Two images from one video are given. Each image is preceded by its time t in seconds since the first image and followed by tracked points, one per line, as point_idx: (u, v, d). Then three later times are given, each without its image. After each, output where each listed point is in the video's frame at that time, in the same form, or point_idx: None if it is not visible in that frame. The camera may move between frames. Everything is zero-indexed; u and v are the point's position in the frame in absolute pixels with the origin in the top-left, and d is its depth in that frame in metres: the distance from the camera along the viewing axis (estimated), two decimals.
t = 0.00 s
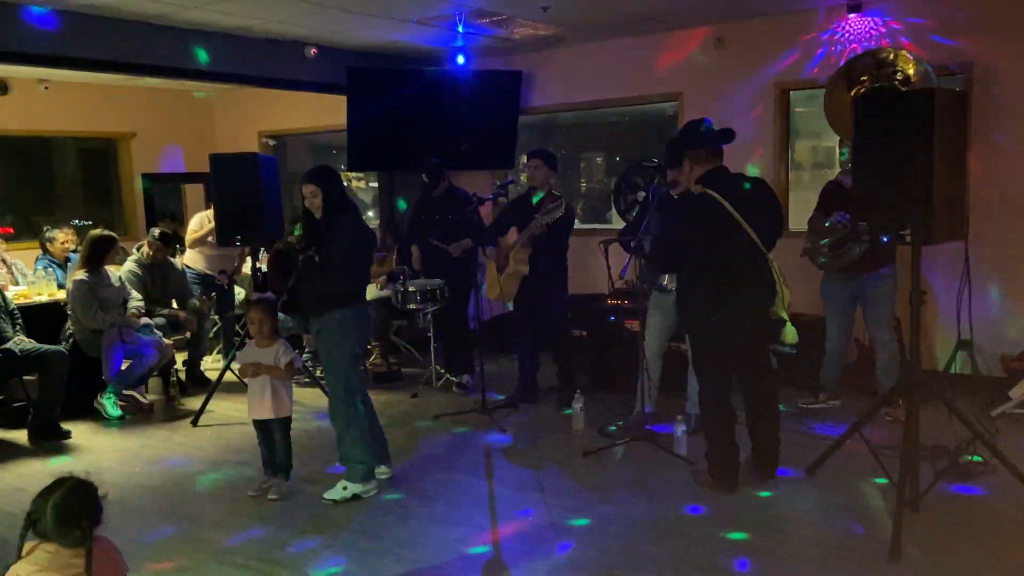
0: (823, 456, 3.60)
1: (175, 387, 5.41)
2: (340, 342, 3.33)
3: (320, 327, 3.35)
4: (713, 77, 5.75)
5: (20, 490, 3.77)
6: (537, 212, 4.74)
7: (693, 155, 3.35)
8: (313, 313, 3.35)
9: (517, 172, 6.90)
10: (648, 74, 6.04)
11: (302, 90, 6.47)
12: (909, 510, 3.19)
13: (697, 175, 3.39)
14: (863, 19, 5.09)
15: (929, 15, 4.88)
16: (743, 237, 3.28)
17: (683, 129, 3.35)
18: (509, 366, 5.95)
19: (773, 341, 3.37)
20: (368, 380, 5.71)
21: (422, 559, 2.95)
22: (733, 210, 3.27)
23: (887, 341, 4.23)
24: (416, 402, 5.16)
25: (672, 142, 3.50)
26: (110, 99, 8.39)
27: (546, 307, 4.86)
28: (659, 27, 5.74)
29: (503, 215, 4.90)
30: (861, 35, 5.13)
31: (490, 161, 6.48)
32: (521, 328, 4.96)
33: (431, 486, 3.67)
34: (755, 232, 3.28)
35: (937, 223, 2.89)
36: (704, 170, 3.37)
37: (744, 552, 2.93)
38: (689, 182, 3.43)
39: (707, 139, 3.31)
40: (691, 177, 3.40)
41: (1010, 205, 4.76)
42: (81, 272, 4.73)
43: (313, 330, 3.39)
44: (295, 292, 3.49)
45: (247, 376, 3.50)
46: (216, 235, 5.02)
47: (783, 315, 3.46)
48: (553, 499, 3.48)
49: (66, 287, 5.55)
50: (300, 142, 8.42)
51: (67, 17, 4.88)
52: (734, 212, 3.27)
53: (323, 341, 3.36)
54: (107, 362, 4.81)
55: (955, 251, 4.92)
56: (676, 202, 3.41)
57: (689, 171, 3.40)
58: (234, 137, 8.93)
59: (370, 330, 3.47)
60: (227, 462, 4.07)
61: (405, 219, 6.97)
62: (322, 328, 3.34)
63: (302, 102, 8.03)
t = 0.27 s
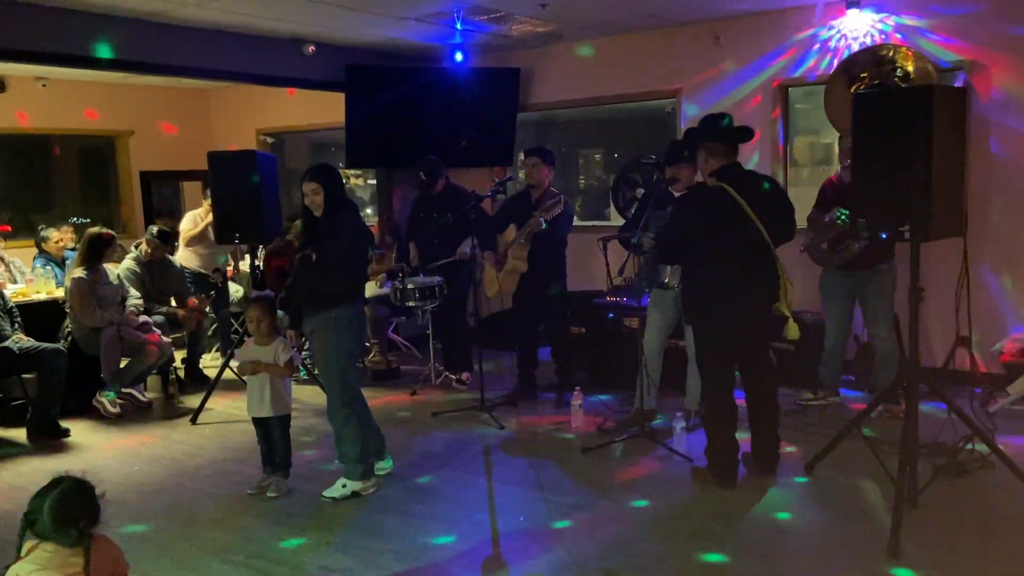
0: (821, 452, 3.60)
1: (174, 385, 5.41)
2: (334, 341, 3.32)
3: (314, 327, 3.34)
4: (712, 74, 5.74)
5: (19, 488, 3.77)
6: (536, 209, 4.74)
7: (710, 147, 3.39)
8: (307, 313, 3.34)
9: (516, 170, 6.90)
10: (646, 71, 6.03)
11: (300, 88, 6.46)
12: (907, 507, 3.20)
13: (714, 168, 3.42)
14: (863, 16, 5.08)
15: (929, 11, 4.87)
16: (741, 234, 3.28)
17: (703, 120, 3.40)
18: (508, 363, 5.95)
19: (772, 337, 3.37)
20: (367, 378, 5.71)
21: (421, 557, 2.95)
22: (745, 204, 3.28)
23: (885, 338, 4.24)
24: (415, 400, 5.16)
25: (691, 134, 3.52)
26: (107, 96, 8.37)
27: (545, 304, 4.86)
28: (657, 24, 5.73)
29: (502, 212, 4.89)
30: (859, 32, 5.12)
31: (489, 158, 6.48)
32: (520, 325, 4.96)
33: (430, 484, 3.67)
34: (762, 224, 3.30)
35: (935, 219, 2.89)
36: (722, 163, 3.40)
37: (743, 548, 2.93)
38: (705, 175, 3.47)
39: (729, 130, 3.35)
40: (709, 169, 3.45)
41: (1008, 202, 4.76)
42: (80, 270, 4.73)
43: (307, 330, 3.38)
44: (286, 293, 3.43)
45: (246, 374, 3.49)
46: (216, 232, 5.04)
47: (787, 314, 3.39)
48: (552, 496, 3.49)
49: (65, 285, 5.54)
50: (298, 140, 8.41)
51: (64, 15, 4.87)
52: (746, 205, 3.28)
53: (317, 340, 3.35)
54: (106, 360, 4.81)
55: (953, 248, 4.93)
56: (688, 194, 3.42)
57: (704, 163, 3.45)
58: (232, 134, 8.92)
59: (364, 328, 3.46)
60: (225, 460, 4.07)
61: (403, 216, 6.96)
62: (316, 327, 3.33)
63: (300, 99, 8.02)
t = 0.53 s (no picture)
0: (813, 447, 3.61)
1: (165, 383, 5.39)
2: (325, 338, 3.32)
3: (306, 324, 3.33)
4: (704, 70, 5.74)
5: (10, 487, 3.75)
6: (528, 206, 4.73)
7: (721, 139, 3.37)
8: (299, 310, 3.32)
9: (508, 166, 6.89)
10: (639, 67, 6.03)
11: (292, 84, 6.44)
12: (898, 501, 3.21)
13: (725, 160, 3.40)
14: (855, 12, 5.09)
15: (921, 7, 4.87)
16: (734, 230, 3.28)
17: (716, 112, 3.37)
18: (501, 359, 5.95)
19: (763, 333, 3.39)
20: (360, 375, 5.70)
21: (415, 554, 2.95)
22: (752, 195, 3.30)
23: (877, 333, 4.25)
24: (409, 396, 5.15)
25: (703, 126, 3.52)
26: (98, 93, 8.33)
27: (538, 301, 4.86)
28: (650, 20, 5.72)
29: (495, 209, 4.88)
30: (851, 28, 5.13)
31: (481, 154, 6.47)
32: (513, 322, 4.96)
33: (423, 481, 3.67)
34: (755, 220, 3.30)
35: (927, 215, 2.90)
36: (733, 156, 3.37)
37: (736, 543, 2.94)
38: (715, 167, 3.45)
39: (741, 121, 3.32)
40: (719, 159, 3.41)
41: (999, 198, 4.78)
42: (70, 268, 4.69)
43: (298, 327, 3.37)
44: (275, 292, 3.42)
45: (237, 372, 3.48)
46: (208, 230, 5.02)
47: (787, 307, 3.50)
48: (545, 492, 3.49)
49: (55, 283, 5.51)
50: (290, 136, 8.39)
51: (53, 11, 4.83)
52: (752, 196, 3.30)
53: (308, 337, 3.34)
54: (98, 357, 4.80)
55: (945, 243, 4.94)
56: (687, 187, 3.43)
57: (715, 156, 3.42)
58: (223, 131, 8.88)
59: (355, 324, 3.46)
60: (218, 458, 4.06)
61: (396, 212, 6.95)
62: (307, 325, 3.32)
63: (292, 96, 8.00)
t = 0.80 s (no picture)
0: (794, 441, 3.63)
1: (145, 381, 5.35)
2: (308, 336, 3.30)
3: (289, 322, 3.31)
4: (686, 66, 5.76)
5: None
6: (510, 202, 4.73)
7: (722, 133, 3.43)
8: (280, 307, 3.29)
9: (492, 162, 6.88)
10: (621, 63, 6.04)
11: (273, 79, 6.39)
12: (877, 493, 3.24)
13: (724, 154, 3.46)
14: (835, 9, 5.12)
15: (900, 4, 4.91)
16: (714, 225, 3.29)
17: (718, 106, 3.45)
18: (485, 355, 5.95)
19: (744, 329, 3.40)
20: (343, 372, 5.68)
21: (397, 550, 2.95)
22: (746, 188, 3.39)
23: (857, 327, 4.28)
24: (392, 393, 5.14)
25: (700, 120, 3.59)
26: (76, 88, 8.24)
27: (520, 297, 4.86)
28: (632, 15, 5.73)
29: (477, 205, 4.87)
30: (831, 24, 5.16)
31: (464, 150, 6.45)
32: (496, 318, 4.95)
33: (405, 478, 3.66)
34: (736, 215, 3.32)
35: (904, 210, 2.92)
36: (733, 152, 3.45)
37: (717, 536, 2.96)
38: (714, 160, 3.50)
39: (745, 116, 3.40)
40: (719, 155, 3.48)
41: (976, 193, 4.82)
42: (47, 266, 4.61)
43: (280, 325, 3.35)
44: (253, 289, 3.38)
45: (217, 369, 3.45)
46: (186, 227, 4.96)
47: (774, 304, 3.50)
48: (528, 488, 3.49)
49: (33, 280, 5.45)
50: (272, 132, 8.33)
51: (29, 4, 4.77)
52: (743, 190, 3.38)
53: (291, 336, 3.32)
54: (75, 356, 4.79)
55: (923, 238, 4.99)
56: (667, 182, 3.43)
57: (715, 149, 3.48)
58: (204, 126, 8.81)
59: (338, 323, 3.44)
60: (199, 456, 4.03)
61: (379, 209, 6.92)
62: (290, 323, 3.30)
63: (273, 91, 7.94)
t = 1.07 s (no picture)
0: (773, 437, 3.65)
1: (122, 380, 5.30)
2: (285, 337, 3.27)
3: (266, 322, 3.29)
4: (665, 63, 5.77)
5: None
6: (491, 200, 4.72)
7: (714, 127, 3.46)
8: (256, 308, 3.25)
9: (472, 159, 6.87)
10: (601, 59, 6.04)
11: (251, 75, 6.34)
12: (856, 488, 3.27)
13: (713, 150, 3.50)
14: (813, 6, 5.15)
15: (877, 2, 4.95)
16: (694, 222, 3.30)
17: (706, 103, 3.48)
18: (466, 353, 5.93)
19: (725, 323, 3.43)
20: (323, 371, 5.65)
21: (377, 549, 2.94)
22: (729, 186, 3.39)
23: (835, 323, 4.32)
24: (372, 391, 5.12)
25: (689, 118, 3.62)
26: (50, 84, 8.13)
27: (501, 294, 4.85)
28: (611, 12, 5.73)
29: (459, 202, 4.85)
30: (810, 21, 5.18)
31: (444, 147, 6.43)
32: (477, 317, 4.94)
33: (386, 477, 3.64)
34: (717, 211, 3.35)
35: (881, 206, 2.94)
36: (721, 148, 3.48)
37: (697, 532, 2.97)
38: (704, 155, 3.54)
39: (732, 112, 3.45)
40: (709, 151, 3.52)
41: (951, 189, 4.87)
42: (22, 265, 4.60)
43: (257, 325, 3.33)
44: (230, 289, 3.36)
45: (194, 369, 3.42)
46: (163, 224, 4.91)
47: (755, 302, 3.50)
48: (510, 486, 3.49)
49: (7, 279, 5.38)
50: (250, 129, 8.26)
51: None
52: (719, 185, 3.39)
53: (268, 336, 3.30)
54: (49, 356, 4.72)
55: (899, 234, 5.04)
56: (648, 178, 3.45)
57: (705, 145, 3.51)
58: (182, 123, 8.73)
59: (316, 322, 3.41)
60: (176, 456, 3.99)
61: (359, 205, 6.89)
62: (267, 323, 3.28)
63: (252, 87, 7.88)
